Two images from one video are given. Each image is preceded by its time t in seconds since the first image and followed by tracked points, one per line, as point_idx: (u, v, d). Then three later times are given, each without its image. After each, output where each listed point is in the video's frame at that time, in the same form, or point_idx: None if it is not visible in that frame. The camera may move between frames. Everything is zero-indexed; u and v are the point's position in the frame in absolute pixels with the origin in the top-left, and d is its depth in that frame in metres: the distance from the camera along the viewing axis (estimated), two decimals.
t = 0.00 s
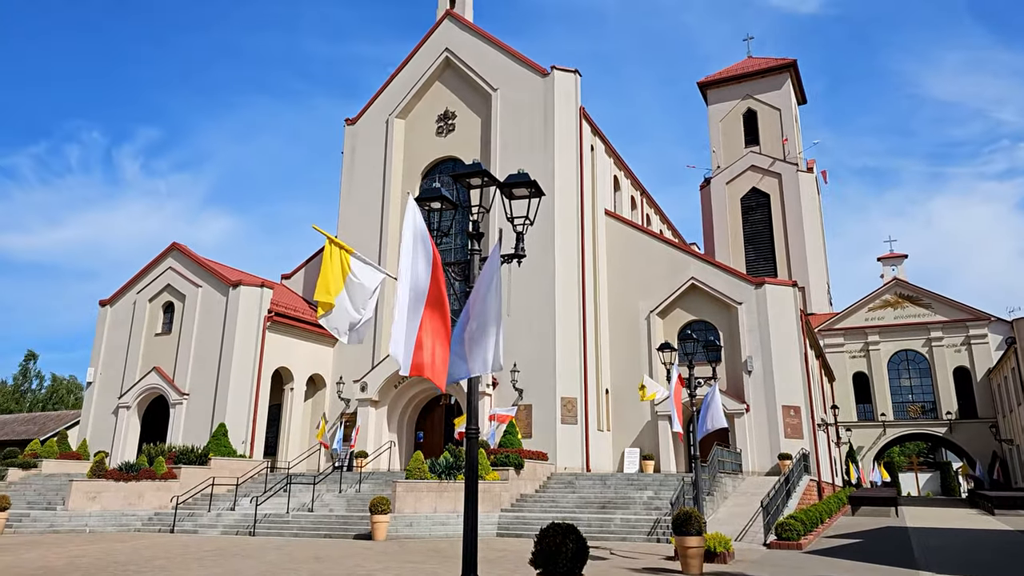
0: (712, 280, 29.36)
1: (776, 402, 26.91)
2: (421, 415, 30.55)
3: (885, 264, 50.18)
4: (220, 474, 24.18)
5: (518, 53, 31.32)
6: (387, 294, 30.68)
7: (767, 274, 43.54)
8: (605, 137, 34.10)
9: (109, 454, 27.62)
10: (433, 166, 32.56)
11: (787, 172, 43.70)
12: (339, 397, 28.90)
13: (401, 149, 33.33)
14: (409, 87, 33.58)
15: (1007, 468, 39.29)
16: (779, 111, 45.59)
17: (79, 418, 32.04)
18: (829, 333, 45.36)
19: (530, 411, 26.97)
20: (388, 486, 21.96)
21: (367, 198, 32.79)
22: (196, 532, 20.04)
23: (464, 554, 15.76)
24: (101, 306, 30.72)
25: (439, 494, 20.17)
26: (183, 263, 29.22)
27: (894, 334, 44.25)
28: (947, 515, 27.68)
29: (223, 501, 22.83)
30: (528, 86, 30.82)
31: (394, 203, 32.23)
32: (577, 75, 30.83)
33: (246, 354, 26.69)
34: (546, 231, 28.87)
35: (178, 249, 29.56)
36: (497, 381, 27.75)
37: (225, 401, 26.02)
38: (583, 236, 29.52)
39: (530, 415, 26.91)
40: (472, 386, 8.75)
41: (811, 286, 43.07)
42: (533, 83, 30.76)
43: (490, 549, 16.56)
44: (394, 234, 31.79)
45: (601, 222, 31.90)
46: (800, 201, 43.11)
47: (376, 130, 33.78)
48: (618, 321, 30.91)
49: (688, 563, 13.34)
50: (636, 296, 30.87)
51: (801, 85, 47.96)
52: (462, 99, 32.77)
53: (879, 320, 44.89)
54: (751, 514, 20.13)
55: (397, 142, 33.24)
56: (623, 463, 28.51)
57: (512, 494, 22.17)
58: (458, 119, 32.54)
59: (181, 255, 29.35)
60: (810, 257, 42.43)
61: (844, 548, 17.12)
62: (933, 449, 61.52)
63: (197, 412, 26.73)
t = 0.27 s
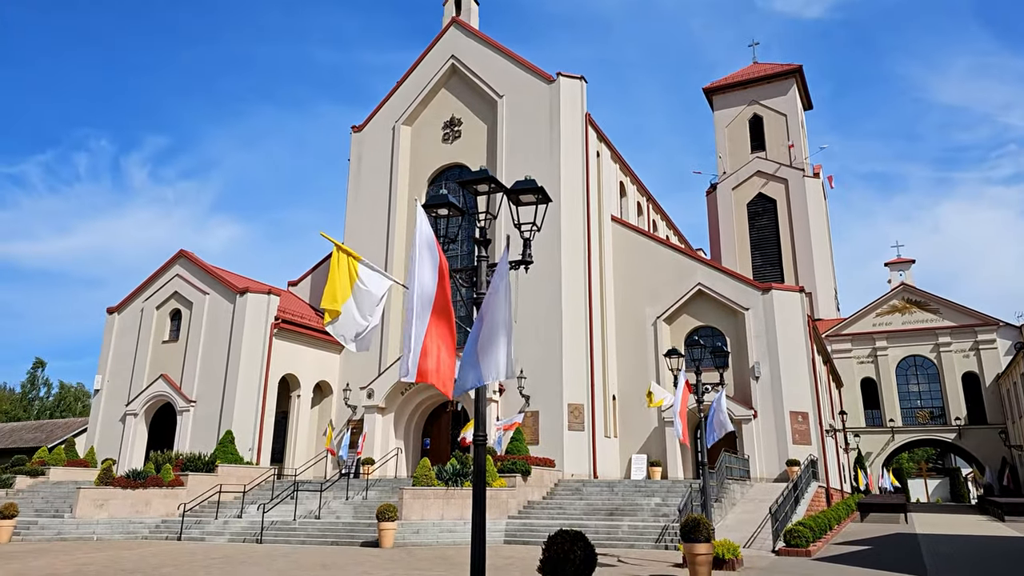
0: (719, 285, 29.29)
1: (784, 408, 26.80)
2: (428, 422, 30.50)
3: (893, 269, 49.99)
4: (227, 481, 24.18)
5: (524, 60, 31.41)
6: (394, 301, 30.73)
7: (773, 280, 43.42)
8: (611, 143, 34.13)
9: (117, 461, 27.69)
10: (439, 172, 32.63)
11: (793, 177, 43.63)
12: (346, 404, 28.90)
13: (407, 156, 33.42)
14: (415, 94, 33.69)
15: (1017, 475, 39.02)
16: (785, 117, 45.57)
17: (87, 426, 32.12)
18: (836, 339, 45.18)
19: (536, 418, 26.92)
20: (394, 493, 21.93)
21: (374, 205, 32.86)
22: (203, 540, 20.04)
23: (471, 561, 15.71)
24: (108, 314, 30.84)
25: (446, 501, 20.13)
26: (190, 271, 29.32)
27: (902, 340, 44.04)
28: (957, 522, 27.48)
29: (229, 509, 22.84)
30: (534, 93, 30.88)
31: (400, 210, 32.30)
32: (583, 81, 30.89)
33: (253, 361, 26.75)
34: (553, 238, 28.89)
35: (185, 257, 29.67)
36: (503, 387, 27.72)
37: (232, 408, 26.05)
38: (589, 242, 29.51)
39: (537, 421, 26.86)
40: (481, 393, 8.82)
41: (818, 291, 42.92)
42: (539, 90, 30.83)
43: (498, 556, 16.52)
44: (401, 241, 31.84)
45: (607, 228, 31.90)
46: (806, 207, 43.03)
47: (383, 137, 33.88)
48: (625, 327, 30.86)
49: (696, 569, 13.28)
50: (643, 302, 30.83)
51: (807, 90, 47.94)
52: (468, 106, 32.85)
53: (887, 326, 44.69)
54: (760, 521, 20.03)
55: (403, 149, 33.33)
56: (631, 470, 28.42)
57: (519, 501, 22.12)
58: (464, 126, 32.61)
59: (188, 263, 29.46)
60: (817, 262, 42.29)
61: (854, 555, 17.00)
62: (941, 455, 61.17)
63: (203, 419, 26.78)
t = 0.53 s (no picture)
0: (723, 290, 29.25)
1: (789, 413, 26.72)
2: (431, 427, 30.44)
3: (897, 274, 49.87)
4: (231, 487, 24.16)
5: (527, 66, 31.47)
6: (397, 307, 30.74)
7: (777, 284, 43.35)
8: (615, 148, 34.15)
9: (120, 468, 27.71)
10: (443, 178, 32.68)
11: (797, 182, 43.61)
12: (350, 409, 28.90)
13: (410, 161, 33.47)
14: (418, 100, 33.77)
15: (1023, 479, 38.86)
16: (788, 122, 45.60)
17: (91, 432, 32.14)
18: (840, 343, 45.07)
19: (540, 423, 26.87)
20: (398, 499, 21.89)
21: (378, 210, 32.91)
22: (207, 546, 20.02)
23: (475, 567, 15.68)
24: (113, 320, 30.92)
25: (450, 507, 20.10)
26: (193, 276, 29.37)
27: (906, 344, 43.93)
28: (963, 527, 27.35)
29: (233, 515, 22.81)
30: (537, 98, 30.93)
31: (404, 215, 32.35)
32: (586, 87, 30.95)
33: (256, 367, 26.75)
34: (557, 243, 28.89)
35: (190, 263, 29.73)
36: (507, 393, 27.67)
37: (236, 414, 26.05)
38: (592, 247, 29.51)
39: (540, 427, 26.81)
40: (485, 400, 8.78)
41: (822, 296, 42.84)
42: (542, 96, 30.88)
43: (503, 562, 16.48)
44: (404, 246, 31.87)
45: (610, 233, 31.90)
46: (809, 211, 43.00)
47: (386, 143, 33.95)
48: (629, 333, 30.83)
49: None
50: (647, 307, 30.79)
51: (811, 95, 47.97)
52: (472, 112, 32.92)
53: (891, 330, 44.57)
54: (765, 527, 19.94)
55: (407, 154, 33.40)
56: (635, 475, 28.35)
57: (524, 506, 22.06)
58: (467, 131, 32.67)
59: (192, 269, 29.51)
60: (821, 267, 42.21)
61: (860, 561, 16.91)
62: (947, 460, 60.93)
63: (207, 425, 26.80)
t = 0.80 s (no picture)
0: (724, 295, 29.24)
1: (791, 419, 26.67)
2: (433, 433, 30.45)
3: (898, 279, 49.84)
4: (232, 493, 24.13)
5: (528, 72, 31.54)
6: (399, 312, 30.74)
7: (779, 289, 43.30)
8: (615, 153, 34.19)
9: (121, 474, 27.68)
10: (444, 183, 32.73)
11: (798, 187, 43.62)
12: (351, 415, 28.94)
13: (412, 166, 33.51)
14: (420, 105, 33.84)
15: None
16: (789, 127, 45.65)
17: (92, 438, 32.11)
18: (842, 348, 45.01)
19: (542, 429, 26.83)
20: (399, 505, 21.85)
21: (379, 216, 32.95)
22: (209, 552, 19.99)
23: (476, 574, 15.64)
24: (114, 326, 30.94)
25: (452, 513, 20.06)
26: (195, 282, 29.39)
27: (908, 349, 43.87)
28: (966, 533, 27.28)
29: (235, 521, 22.79)
30: (538, 104, 30.98)
31: (405, 220, 32.37)
32: (587, 92, 31.02)
33: (258, 372, 26.74)
34: (558, 248, 28.89)
35: (191, 268, 29.76)
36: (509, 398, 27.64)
37: (237, 420, 26.02)
38: (594, 252, 29.55)
39: (542, 432, 26.78)
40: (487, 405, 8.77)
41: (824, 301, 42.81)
42: (543, 101, 30.92)
43: (504, 569, 16.43)
44: (405, 251, 31.89)
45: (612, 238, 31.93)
46: (810, 216, 43.00)
47: (388, 148, 34.00)
48: (630, 337, 30.82)
49: None
50: (648, 311, 30.78)
51: (811, 100, 48.04)
52: (473, 117, 32.97)
53: (893, 335, 44.52)
54: (767, 533, 19.90)
55: (408, 159, 33.44)
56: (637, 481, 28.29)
57: (526, 512, 22.02)
58: (468, 137, 32.71)
59: (193, 274, 29.53)
60: (822, 272, 42.18)
61: (863, 567, 16.86)
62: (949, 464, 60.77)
63: (209, 431, 26.78)
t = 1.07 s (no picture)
0: (725, 300, 29.22)
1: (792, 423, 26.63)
2: (434, 438, 30.37)
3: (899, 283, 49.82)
4: (233, 499, 24.09)
5: (528, 77, 31.60)
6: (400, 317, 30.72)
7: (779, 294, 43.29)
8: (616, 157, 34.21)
9: (122, 480, 27.64)
10: (445, 188, 32.75)
11: (798, 191, 43.65)
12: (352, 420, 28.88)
13: (412, 172, 33.56)
14: (420, 110, 33.90)
15: None
16: (789, 131, 45.70)
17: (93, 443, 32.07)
18: (843, 352, 44.97)
19: (543, 434, 26.81)
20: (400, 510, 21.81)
21: (380, 221, 32.98)
22: (209, 558, 19.95)
23: None
24: (115, 331, 30.94)
25: (453, 519, 20.01)
26: (196, 287, 29.40)
27: (909, 353, 43.83)
28: (968, 537, 27.22)
29: (235, 527, 22.75)
30: (538, 109, 31.04)
31: (406, 226, 32.38)
32: (587, 97, 31.08)
33: (258, 377, 26.72)
34: (559, 252, 28.92)
35: (192, 274, 29.77)
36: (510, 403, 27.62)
37: (238, 426, 26.00)
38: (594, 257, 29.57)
39: (543, 437, 26.75)
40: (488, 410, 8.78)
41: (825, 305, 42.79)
42: (543, 106, 30.98)
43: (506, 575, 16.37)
44: (406, 256, 31.89)
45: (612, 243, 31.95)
46: (811, 220, 43.01)
47: (388, 154, 34.04)
48: (631, 342, 30.82)
49: None
50: (649, 316, 30.77)
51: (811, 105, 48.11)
52: (473, 122, 33.02)
53: (894, 339, 44.48)
54: (769, 538, 19.84)
55: (408, 165, 33.48)
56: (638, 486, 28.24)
57: (527, 517, 21.99)
58: (469, 142, 32.75)
59: (194, 280, 29.54)
60: (822, 276, 42.17)
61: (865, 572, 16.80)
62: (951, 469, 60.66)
63: (209, 436, 26.75)
